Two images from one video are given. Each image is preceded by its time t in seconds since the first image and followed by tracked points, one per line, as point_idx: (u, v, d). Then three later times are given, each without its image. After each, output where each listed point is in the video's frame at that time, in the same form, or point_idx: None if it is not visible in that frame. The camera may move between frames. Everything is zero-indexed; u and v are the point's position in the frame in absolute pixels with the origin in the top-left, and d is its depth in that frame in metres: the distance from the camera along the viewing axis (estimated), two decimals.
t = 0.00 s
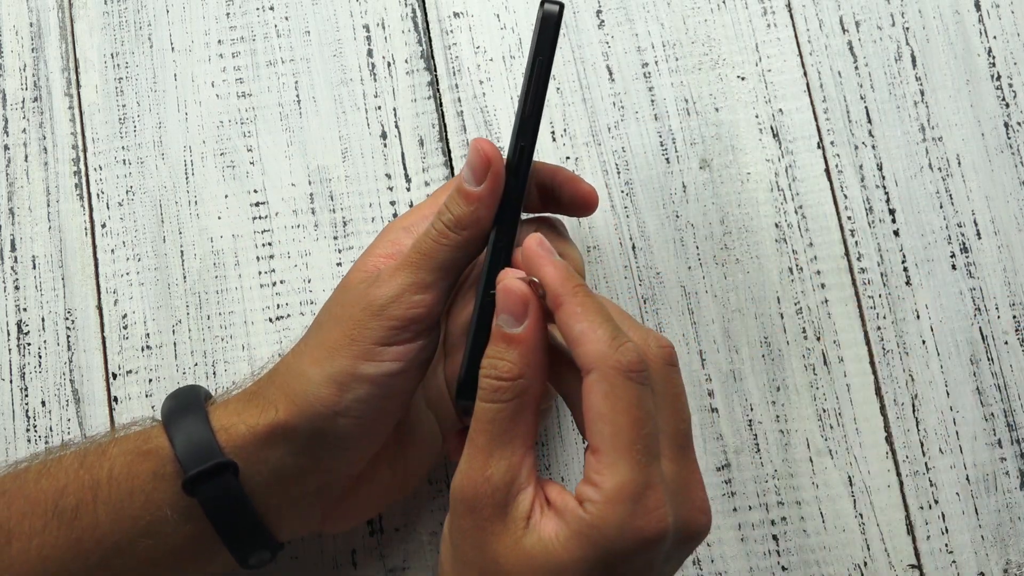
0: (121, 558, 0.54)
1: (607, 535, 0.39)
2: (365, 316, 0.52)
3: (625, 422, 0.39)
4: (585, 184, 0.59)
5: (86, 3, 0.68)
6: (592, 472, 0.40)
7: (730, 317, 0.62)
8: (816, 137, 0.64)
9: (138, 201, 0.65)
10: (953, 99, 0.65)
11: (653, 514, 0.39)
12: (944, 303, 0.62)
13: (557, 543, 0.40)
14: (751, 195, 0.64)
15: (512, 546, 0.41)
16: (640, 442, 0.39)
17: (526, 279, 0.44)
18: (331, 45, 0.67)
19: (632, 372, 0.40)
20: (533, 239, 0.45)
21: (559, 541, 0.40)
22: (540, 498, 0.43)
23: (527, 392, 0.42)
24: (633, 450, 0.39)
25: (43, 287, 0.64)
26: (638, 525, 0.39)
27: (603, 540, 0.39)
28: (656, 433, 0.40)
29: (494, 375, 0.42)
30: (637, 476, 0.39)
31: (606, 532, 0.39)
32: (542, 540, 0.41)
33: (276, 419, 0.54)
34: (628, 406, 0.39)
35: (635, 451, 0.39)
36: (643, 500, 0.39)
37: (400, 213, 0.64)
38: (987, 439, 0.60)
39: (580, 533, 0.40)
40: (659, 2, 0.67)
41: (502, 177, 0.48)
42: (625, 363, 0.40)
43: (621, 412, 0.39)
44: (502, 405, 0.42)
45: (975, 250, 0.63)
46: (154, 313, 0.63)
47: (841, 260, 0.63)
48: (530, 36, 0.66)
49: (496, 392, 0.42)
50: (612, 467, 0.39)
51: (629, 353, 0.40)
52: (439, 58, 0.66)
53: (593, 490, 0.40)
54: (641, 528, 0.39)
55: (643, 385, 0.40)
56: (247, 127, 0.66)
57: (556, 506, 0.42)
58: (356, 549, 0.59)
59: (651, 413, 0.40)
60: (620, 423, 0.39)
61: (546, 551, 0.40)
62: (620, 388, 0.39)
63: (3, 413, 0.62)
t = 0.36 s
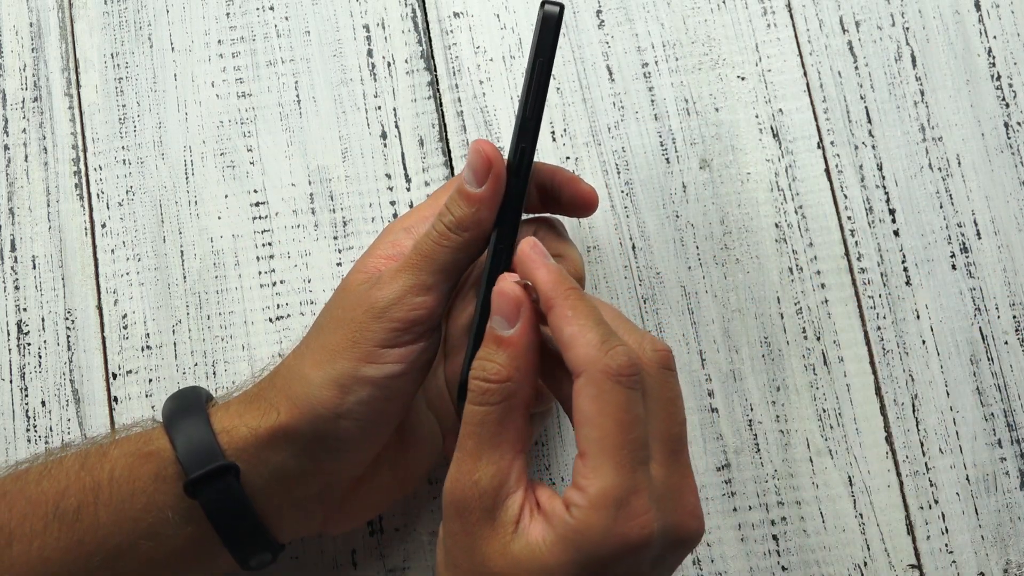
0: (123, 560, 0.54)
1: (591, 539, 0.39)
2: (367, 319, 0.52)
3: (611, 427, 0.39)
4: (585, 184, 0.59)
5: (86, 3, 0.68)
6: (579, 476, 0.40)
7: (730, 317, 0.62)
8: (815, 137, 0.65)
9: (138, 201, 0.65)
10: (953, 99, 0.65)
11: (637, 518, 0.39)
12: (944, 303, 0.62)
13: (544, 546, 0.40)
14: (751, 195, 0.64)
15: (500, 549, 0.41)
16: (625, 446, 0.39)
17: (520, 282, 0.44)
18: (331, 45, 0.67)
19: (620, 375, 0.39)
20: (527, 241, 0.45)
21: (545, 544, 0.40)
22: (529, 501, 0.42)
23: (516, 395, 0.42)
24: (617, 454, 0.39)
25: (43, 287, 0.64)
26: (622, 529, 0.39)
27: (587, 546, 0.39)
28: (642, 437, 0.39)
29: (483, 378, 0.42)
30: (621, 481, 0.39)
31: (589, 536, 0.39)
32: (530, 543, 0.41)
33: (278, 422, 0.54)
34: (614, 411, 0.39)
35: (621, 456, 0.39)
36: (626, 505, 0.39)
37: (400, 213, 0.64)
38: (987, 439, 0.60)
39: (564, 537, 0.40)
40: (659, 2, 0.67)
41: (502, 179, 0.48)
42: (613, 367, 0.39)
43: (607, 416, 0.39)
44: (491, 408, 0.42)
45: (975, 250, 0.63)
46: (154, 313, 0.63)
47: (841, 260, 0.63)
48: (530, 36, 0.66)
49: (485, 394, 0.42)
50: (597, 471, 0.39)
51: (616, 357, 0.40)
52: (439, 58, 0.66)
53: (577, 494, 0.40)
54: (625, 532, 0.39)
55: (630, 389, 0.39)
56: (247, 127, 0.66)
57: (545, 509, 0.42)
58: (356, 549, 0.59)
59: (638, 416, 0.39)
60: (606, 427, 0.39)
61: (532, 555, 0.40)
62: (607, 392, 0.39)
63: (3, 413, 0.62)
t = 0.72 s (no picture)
0: (120, 564, 0.54)
1: (542, 560, 0.37)
2: (356, 320, 0.49)
3: (565, 449, 0.36)
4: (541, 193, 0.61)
5: (86, 3, 0.68)
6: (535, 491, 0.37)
7: (730, 317, 0.62)
8: (816, 137, 0.65)
9: (138, 201, 0.65)
10: (953, 99, 0.65)
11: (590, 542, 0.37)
12: (944, 303, 0.62)
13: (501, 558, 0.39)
14: (751, 195, 0.64)
15: (464, 554, 0.40)
16: (575, 468, 0.36)
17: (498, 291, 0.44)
18: (331, 45, 0.67)
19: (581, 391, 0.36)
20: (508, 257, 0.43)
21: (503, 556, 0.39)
22: (502, 507, 0.41)
23: (486, 394, 0.41)
24: (568, 476, 0.36)
25: (43, 287, 0.64)
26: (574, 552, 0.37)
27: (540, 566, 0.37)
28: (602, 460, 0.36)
29: (455, 375, 0.41)
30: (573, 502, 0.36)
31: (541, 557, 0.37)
32: (491, 552, 0.39)
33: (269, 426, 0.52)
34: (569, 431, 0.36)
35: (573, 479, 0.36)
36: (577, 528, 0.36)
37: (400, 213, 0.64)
38: (987, 439, 0.60)
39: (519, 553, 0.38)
40: (659, 2, 0.67)
41: (507, 185, 0.42)
42: (569, 385, 0.36)
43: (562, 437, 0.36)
44: (465, 405, 0.41)
45: (975, 250, 0.63)
46: (154, 313, 0.63)
47: (841, 260, 0.63)
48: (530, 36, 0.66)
49: (456, 391, 0.41)
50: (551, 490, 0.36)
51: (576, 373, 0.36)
52: (439, 58, 0.66)
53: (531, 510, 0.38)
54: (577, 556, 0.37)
55: (588, 410, 0.36)
56: (247, 127, 0.66)
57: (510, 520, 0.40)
58: (356, 549, 0.59)
59: (598, 439, 0.36)
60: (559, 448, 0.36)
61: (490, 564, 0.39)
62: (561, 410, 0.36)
63: (3, 413, 0.62)
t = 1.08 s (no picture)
0: (116, 560, 0.54)
1: (557, 550, 0.37)
2: (350, 313, 0.48)
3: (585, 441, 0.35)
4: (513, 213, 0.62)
5: (86, 3, 0.68)
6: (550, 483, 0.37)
7: (730, 317, 0.62)
8: (816, 137, 0.64)
9: (138, 201, 0.65)
10: (953, 99, 0.65)
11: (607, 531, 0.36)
12: (944, 303, 0.62)
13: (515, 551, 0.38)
14: (751, 195, 0.64)
15: (467, 540, 0.39)
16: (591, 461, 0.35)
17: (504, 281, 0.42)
18: (331, 45, 0.67)
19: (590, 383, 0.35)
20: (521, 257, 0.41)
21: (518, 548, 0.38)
22: (505, 493, 0.40)
23: (492, 383, 0.40)
24: (586, 468, 0.35)
25: (43, 287, 0.64)
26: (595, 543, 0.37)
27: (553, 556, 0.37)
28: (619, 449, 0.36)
29: (459, 359, 0.39)
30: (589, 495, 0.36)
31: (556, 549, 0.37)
32: (498, 541, 0.39)
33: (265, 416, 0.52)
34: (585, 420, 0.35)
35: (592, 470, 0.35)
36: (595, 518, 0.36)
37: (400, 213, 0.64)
38: (987, 439, 0.60)
39: (531, 542, 0.37)
40: (659, 2, 0.67)
41: (503, 179, 0.42)
42: (584, 375, 0.35)
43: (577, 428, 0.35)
44: (467, 391, 0.39)
45: (975, 250, 0.63)
46: (154, 313, 0.63)
47: (841, 260, 0.63)
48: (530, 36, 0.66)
49: (460, 375, 0.39)
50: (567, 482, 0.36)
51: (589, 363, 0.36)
52: (439, 58, 0.66)
53: (547, 501, 0.37)
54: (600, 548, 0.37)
55: (608, 399, 0.35)
56: (247, 127, 0.66)
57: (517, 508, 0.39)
58: (356, 549, 0.59)
59: (616, 427, 0.36)
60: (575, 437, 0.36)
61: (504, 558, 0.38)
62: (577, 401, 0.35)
63: (3, 413, 0.62)
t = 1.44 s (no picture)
0: (114, 559, 0.54)
1: (545, 539, 0.37)
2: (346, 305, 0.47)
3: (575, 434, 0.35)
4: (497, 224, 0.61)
5: (86, 3, 0.68)
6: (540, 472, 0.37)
7: (730, 317, 0.62)
8: (816, 137, 0.65)
9: (138, 201, 0.65)
10: (953, 99, 0.65)
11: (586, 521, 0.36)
12: (944, 303, 0.62)
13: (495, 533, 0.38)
14: (752, 195, 0.64)
15: (455, 527, 0.39)
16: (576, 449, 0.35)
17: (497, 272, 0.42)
18: (331, 45, 0.67)
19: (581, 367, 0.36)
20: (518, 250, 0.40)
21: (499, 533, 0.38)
22: (492, 481, 0.40)
23: (480, 369, 0.39)
24: (572, 457, 0.35)
25: (43, 287, 0.64)
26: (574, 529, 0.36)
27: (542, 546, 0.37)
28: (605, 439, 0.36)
29: (444, 346, 0.39)
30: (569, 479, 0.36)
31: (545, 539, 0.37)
32: (484, 530, 0.39)
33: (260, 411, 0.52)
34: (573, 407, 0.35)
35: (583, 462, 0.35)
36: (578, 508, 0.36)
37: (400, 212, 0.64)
38: (987, 439, 0.60)
39: (519, 530, 0.38)
40: (659, 3, 0.67)
41: (494, 165, 0.42)
42: (575, 366, 0.35)
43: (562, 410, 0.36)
44: (450, 378, 0.39)
45: (974, 250, 0.63)
46: (154, 313, 0.63)
47: (841, 260, 0.63)
48: (530, 36, 0.66)
49: (444, 363, 0.39)
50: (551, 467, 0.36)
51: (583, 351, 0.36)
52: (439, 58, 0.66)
53: (536, 490, 0.37)
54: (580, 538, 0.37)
55: (598, 390, 0.35)
56: (247, 127, 0.66)
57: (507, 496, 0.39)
58: (356, 549, 0.59)
59: (607, 419, 0.36)
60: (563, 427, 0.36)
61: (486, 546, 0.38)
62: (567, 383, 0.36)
63: (3, 413, 0.62)
